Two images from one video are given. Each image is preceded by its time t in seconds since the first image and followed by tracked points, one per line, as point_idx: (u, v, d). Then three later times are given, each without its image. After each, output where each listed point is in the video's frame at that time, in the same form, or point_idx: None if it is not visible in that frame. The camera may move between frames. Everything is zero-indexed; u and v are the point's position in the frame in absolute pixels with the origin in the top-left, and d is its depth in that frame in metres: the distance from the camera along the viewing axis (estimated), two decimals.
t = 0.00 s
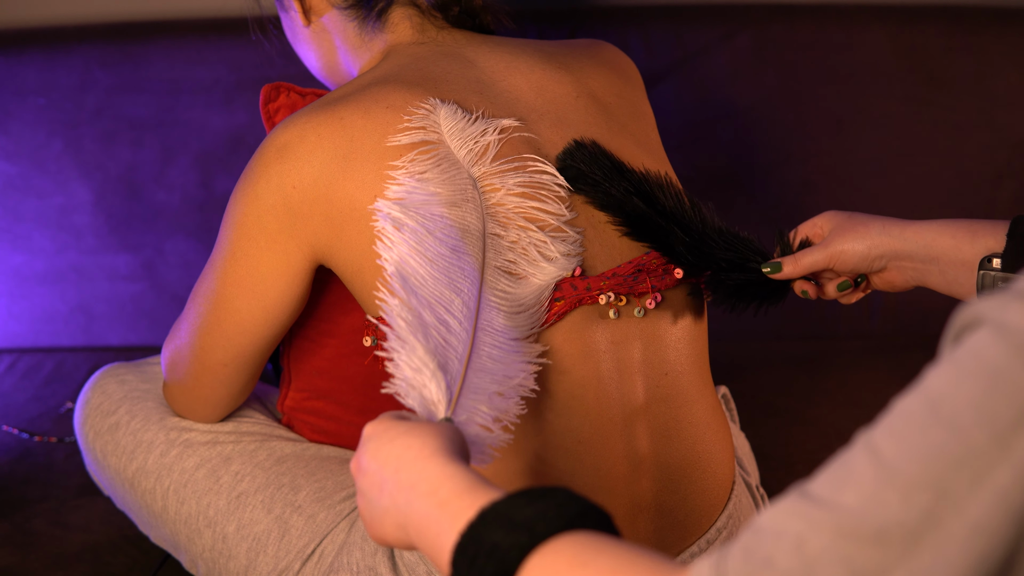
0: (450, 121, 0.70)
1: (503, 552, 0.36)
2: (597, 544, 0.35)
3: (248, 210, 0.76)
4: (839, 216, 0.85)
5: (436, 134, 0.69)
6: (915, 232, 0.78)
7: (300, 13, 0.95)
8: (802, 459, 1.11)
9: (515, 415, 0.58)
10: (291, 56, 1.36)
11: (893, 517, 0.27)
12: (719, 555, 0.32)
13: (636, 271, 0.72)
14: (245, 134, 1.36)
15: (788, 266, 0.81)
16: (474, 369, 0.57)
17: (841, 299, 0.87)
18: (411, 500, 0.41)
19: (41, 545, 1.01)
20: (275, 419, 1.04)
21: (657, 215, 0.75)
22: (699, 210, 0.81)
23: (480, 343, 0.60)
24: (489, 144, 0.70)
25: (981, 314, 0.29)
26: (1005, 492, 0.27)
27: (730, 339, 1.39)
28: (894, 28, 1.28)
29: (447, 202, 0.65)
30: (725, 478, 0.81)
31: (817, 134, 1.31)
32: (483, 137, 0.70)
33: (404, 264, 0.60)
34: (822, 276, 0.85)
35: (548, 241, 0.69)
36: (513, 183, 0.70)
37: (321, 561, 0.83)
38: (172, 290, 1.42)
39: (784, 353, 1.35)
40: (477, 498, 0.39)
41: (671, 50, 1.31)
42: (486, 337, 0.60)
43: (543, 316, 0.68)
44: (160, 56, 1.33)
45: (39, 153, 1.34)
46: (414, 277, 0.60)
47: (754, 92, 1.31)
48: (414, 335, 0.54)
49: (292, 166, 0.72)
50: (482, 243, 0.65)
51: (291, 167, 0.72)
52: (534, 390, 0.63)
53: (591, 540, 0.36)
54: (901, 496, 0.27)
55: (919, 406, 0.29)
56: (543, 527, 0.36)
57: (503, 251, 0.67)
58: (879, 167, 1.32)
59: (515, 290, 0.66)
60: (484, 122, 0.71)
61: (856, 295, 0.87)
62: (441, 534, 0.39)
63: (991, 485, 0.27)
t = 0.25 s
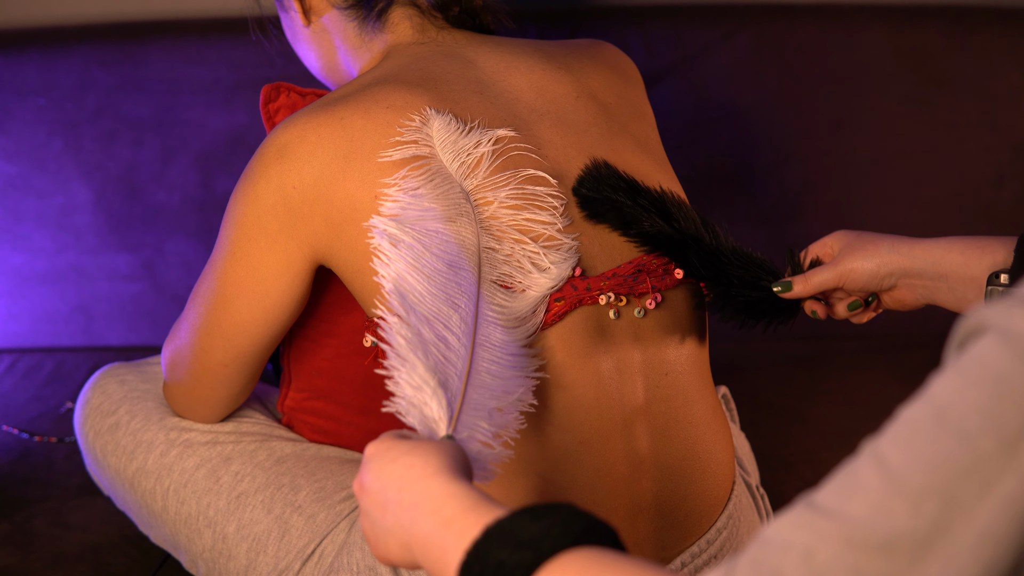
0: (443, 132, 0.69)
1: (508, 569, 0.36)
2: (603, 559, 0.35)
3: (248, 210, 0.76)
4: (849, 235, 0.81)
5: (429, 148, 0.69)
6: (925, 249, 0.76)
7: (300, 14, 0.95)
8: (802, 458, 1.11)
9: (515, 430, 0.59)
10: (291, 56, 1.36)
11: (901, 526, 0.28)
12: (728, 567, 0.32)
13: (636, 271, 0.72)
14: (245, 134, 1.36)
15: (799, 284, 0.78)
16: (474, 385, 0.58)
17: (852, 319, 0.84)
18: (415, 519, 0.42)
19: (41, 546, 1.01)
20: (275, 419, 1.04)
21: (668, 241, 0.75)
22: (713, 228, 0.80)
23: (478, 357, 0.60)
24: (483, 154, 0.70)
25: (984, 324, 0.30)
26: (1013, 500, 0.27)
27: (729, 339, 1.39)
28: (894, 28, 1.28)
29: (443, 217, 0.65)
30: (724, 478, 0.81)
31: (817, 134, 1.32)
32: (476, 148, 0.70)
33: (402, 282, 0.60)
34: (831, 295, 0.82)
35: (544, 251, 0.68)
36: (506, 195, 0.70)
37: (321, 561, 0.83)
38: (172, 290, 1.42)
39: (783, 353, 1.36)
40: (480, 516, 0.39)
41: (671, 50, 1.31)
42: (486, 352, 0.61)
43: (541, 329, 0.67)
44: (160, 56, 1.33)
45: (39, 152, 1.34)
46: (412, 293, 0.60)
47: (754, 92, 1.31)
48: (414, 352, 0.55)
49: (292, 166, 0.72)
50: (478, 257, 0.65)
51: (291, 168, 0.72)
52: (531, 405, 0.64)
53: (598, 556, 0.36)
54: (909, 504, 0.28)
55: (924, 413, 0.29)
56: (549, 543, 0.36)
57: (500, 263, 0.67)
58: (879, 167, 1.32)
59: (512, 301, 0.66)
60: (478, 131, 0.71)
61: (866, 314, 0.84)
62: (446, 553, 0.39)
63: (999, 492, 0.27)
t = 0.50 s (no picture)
0: (440, 144, 0.69)
1: None
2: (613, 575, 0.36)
3: (248, 210, 0.76)
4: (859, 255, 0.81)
5: (426, 160, 0.68)
6: (934, 268, 0.74)
7: (300, 14, 0.95)
8: (801, 458, 1.12)
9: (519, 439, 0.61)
10: (291, 56, 1.36)
11: (908, 537, 0.28)
12: None
13: (636, 271, 0.72)
14: (245, 134, 1.36)
15: (809, 304, 0.77)
16: (478, 400, 0.59)
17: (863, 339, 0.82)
18: (424, 537, 0.42)
19: (41, 546, 1.01)
20: (275, 419, 1.04)
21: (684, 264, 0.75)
22: (729, 249, 0.80)
23: (482, 369, 0.61)
24: (479, 163, 0.70)
25: (989, 329, 0.30)
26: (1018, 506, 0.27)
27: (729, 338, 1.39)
28: (895, 28, 1.27)
29: (442, 230, 0.65)
30: (724, 478, 0.81)
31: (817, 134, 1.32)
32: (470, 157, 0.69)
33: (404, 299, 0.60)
34: (841, 316, 0.81)
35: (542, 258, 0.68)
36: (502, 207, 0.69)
37: (321, 561, 0.83)
38: (172, 290, 1.43)
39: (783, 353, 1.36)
40: (488, 533, 0.39)
41: (671, 50, 1.31)
42: (489, 363, 0.61)
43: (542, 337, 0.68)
44: (160, 56, 1.32)
45: (39, 153, 1.34)
46: (415, 309, 0.60)
47: (754, 93, 1.31)
48: (419, 368, 0.56)
49: (292, 166, 0.72)
50: (478, 269, 0.65)
51: (291, 167, 0.72)
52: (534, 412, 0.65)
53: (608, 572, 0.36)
54: (914, 515, 0.28)
55: (925, 422, 0.29)
56: (557, 559, 0.37)
57: (498, 272, 0.67)
58: (878, 168, 1.32)
59: (513, 310, 0.65)
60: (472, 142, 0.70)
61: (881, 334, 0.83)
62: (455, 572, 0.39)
63: (1005, 499, 0.27)
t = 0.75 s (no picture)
0: (431, 154, 0.69)
1: None
2: None
3: (248, 210, 0.76)
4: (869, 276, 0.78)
5: (417, 171, 0.68)
6: (944, 287, 0.71)
7: (300, 14, 0.95)
8: (801, 458, 1.11)
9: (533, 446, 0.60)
10: (290, 56, 1.36)
11: (926, 549, 0.31)
12: None
13: (636, 271, 0.72)
14: (245, 134, 1.36)
15: (817, 322, 0.75)
16: (486, 411, 0.58)
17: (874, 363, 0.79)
18: (445, 566, 0.42)
19: (41, 546, 1.01)
20: (275, 419, 1.04)
21: (692, 275, 0.75)
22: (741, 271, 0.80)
23: (487, 380, 0.60)
24: (473, 172, 0.69)
25: (997, 344, 0.32)
26: None
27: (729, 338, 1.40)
28: (894, 28, 1.27)
29: (434, 244, 0.63)
30: (725, 478, 0.81)
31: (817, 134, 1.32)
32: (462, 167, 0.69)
33: (396, 321, 0.57)
34: (850, 337, 0.78)
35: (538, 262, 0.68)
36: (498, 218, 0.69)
37: (321, 561, 0.83)
38: (172, 291, 1.43)
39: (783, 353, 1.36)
40: (505, 560, 0.39)
41: (671, 50, 1.31)
42: (494, 373, 0.60)
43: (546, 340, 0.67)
44: (160, 56, 1.32)
45: (39, 153, 1.34)
46: (410, 329, 0.57)
47: (754, 92, 1.31)
48: (418, 391, 0.54)
49: (292, 166, 0.72)
50: (474, 279, 0.64)
51: (290, 167, 0.72)
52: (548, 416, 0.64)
53: None
54: (932, 530, 0.31)
55: (936, 437, 0.32)
56: None
57: (496, 279, 0.66)
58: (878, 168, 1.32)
59: (514, 316, 0.65)
60: (466, 151, 0.69)
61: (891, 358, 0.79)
62: None
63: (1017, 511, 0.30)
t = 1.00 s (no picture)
0: (413, 174, 0.68)
1: None
2: None
3: (248, 211, 0.76)
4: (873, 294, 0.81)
5: (402, 194, 0.69)
6: (948, 306, 0.75)
7: (300, 14, 0.95)
8: (802, 459, 1.11)
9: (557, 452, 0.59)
10: (290, 56, 1.36)
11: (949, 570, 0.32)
12: None
13: (636, 271, 0.72)
14: (245, 134, 1.36)
15: (821, 337, 0.78)
16: (499, 427, 0.57)
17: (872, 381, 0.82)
18: None
19: (41, 546, 1.01)
20: (275, 419, 1.04)
21: (692, 281, 0.76)
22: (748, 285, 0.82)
23: (498, 394, 0.59)
24: (459, 188, 0.69)
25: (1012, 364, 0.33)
26: None
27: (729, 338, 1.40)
28: (894, 28, 1.27)
29: (421, 273, 0.63)
30: (725, 479, 0.81)
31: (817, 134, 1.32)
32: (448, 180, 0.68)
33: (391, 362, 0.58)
34: (853, 354, 0.81)
35: (533, 267, 0.67)
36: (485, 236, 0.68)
37: (320, 561, 0.83)
38: (172, 291, 1.43)
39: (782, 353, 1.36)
40: None
41: (672, 50, 1.31)
42: (504, 386, 0.59)
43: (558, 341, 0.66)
44: (160, 56, 1.32)
45: (39, 152, 1.34)
46: (406, 365, 0.58)
47: (754, 92, 1.31)
48: (426, 424, 0.55)
49: (292, 166, 0.72)
50: (471, 295, 0.63)
51: (290, 167, 0.72)
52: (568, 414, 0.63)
53: None
54: (956, 551, 0.32)
55: (952, 457, 0.33)
56: None
57: (492, 289, 0.65)
58: (879, 167, 1.32)
59: (516, 324, 0.64)
60: (456, 170, 0.69)
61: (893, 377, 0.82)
62: None
63: None
